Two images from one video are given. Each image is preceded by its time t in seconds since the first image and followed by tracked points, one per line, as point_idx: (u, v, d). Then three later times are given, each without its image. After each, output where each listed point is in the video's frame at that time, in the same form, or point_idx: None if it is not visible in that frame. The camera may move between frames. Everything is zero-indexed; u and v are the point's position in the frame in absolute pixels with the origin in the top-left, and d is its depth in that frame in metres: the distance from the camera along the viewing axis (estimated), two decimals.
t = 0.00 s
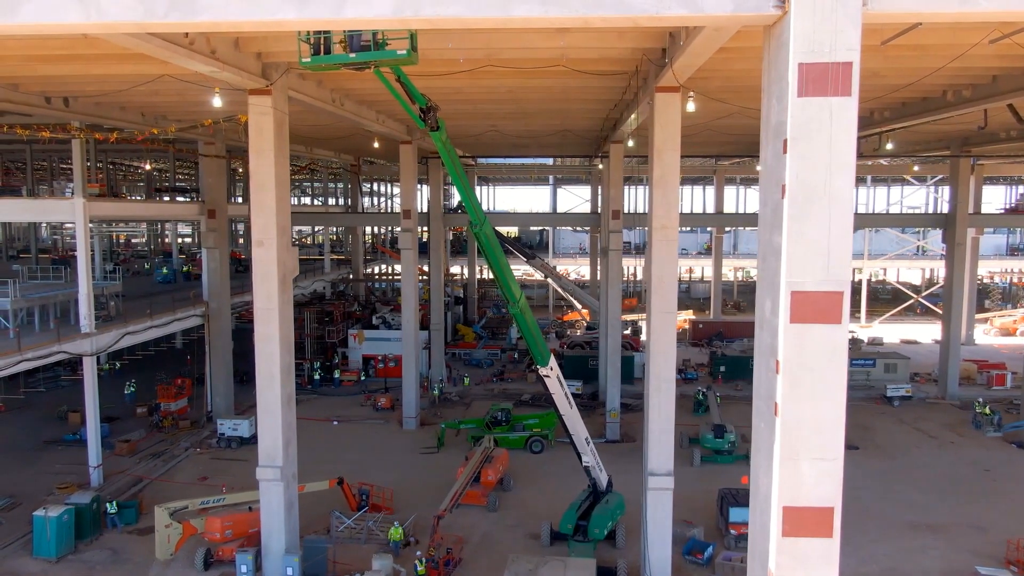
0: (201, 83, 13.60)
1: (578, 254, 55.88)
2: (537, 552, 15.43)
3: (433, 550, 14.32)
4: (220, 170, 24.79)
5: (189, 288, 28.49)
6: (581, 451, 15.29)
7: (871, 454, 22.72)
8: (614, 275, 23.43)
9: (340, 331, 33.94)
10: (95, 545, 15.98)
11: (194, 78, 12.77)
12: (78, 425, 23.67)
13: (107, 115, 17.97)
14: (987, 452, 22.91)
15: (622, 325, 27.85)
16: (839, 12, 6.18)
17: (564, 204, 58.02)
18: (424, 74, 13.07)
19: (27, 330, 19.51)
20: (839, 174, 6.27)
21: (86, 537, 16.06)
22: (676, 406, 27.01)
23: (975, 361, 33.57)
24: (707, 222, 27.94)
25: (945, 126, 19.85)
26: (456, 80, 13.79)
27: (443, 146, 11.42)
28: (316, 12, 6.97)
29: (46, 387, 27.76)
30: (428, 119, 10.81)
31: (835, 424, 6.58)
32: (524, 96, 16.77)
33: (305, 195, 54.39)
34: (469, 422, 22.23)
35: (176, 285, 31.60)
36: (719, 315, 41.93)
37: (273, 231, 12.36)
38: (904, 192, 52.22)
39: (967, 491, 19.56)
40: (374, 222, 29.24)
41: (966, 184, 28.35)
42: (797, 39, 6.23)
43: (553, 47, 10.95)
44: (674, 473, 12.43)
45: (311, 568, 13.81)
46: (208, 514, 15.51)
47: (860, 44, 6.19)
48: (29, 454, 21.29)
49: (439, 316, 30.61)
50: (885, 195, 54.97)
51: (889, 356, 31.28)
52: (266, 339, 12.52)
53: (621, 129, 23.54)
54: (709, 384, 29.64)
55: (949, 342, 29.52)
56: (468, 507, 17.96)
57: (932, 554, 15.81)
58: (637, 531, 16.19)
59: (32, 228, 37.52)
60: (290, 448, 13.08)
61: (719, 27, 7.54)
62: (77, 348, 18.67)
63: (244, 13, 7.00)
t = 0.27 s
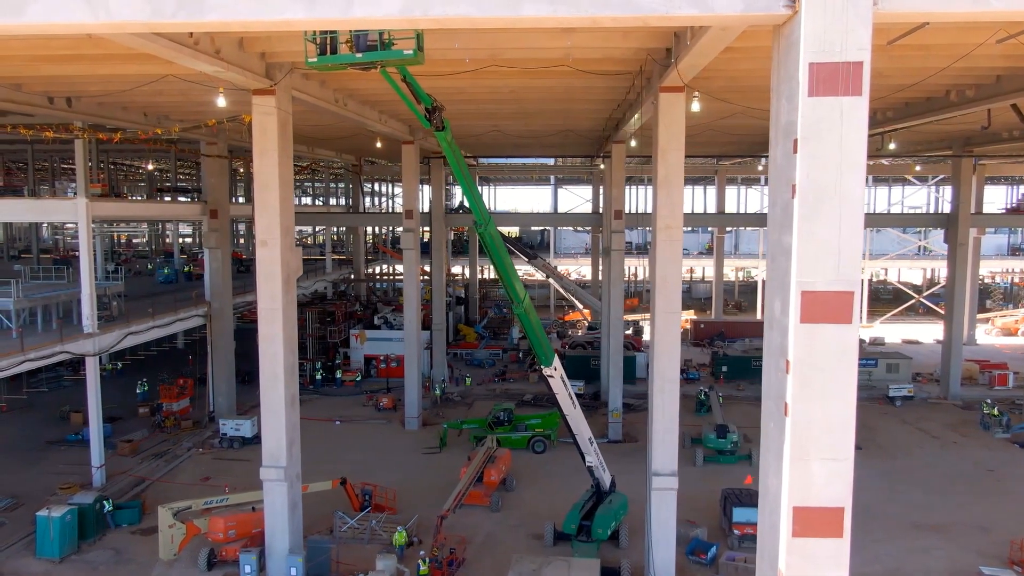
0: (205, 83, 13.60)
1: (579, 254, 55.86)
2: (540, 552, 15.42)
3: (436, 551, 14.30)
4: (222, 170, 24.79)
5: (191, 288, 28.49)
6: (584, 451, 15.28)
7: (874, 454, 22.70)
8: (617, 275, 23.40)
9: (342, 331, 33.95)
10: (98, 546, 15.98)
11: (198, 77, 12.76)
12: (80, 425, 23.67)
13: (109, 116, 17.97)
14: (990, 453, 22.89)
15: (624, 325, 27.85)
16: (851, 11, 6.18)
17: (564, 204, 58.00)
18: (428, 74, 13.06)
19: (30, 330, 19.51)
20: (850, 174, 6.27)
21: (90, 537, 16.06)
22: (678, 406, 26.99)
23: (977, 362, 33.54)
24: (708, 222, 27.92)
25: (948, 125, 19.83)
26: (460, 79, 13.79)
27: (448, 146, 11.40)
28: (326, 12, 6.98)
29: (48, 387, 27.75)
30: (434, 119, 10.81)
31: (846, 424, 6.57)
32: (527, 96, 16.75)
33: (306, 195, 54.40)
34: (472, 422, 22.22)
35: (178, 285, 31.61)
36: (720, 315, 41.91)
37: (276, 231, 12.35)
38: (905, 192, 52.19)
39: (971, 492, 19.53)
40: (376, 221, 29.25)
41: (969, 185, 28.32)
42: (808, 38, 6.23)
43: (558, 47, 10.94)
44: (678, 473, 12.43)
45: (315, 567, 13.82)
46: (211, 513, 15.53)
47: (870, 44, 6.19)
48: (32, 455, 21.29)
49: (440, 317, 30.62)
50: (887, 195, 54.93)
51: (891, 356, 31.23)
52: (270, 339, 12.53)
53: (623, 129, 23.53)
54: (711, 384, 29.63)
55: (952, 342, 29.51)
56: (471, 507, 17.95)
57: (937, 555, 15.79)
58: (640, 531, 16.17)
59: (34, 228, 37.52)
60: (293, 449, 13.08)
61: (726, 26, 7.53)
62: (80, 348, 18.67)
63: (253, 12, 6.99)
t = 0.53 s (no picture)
0: (212, 82, 13.61)
1: (581, 254, 55.86)
2: (546, 551, 15.41)
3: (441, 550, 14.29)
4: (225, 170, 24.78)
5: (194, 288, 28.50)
6: (589, 451, 15.28)
7: (878, 454, 22.68)
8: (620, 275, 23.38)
9: (345, 330, 33.97)
10: (103, 546, 15.97)
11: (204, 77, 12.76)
12: (84, 425, 23.67)
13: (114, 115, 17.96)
14: (994, 452, 22.87)
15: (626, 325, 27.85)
16: (868, 10, 6.18)
17: (566, 204, 57.99)
18: (435, 74, 13.05)
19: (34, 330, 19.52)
20: (866, 173, 6.28)
21: (95, 536, 16.06)
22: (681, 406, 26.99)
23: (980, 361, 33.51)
24: (711, 222, 27.92)
25: (952, 125, 19.82)
26: (466, 79, 13.79)
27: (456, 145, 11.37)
28: (341, 11, 6.99)
29: (51, 387, 27.76)
30: (442, 119, 10.82)
31: (861, 423, 6.57)
32: (531, 96, 16.75)
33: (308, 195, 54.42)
34: (475, 422, 22.21)
35: (181, 285, 31.63)
36: (722, 315, 41.91)
37: (283, 231, 12.35)
38: (907, 192, 52.19)
39: (975, 492, 19.52)
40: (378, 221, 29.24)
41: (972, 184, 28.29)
42: (824, 37, 6.23)
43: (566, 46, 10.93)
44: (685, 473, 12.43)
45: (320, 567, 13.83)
46: (216, 514, 15.51)
47: (887, 43, 6.19)
48: (36, 455, 21.29)
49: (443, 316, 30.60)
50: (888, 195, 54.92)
51: (894, 356, 31.19)
52: (276, 339, 12.53)
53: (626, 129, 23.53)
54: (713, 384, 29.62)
55: (955, 342, 29.49)
56: (475, 507, 17.94)
57: (942, 555, 15.78)
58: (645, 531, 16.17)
59: (36, 228, 37.54)
60: (299, 448, 13.08)
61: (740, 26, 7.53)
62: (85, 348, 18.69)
63: (267, 11, 6.99)
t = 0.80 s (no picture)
0: (221, 82, 13.61)
1: (583, 254, 55.86)
2: (553, 551, 15.41)
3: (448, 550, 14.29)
4: (230, 170, 24.78)
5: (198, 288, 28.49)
6: (597, 451, 15.28)
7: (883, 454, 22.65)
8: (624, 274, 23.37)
9: (348, 330, 33.97)
10: (110, 546, 15.97)
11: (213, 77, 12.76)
12: (89, 425, 23.68)
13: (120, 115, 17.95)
14: (1000, 452, 22.84)
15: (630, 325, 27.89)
16: (891, 10, 6.20)
17: (567, 204, 57.99)
18: (444, 74, 13.04)
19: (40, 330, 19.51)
20: (889, 173, 6.29)
21: (102, 536, 16.07)
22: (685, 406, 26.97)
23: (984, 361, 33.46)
24: (715, 222, 27.90)
25: (958, 125, 19.79)
26: (474, 79, 13.79)
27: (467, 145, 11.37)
28: (361, 10, 7.00)
29: (55, 387, 27.75)
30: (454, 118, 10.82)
31: (883, 423, 6.57)
32: (538, 96, 16.75)
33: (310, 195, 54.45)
34: (481, 421, 22.21)
35: (185, 285, 31.64)
36: (725, 315, 41.91)
37: (292, 231, 12.35)
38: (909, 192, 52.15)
39: (981, 492, 19.51)
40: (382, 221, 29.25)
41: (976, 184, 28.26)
42: (847, 37, 6.25)
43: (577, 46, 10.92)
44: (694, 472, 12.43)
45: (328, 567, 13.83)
46: (224, 513, 15.53)
47: (911, 42, 6.20)
48: (42, 455, 21.30)
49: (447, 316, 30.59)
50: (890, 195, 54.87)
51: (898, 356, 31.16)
52: (285, 339, 12.53)
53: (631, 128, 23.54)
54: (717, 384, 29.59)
55: (959, 342, 29.46)
56: (482, 507, 17.95)
57: (949, 555, 15.77)
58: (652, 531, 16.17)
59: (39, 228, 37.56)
60: (308, 448, 13.09)
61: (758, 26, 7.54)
62: (91, 348, 18.68)
63: (287, 11, 6.99)
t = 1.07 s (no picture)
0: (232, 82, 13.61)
1: (586, 254, 55.83)
2: (562, 551, 15.40)
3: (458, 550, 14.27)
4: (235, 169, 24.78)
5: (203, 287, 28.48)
6: (606, 451, 15.27)
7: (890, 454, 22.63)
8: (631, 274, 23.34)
9: (353, 330, 33.96)
10: (119, 545, 15.97)
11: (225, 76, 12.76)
12: (95, 425, 23.69)
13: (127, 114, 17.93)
14: (1007, 452, 22.81)
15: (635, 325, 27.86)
16: (921, 8, 6.21)
17: (570, 204, 57.94)
18: (455, 73, 13.03)
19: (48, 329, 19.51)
20: (919, 172, 6.30)
21: (111, 537, 16.06)
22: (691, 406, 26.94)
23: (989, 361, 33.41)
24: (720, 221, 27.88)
25: (966, 125, 19.76)
26: (485, 78, 13.77)
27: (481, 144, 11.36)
28: (387, 8, 6.99)
29: (60, 387, 27.75)
30: (469, 117, 10.83)
31: (912, 422, 6.56)
32: (546, 96, 16.75)
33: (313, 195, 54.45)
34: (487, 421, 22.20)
35: (190, 285, 31.64)
36: (729, 314, 41.88)
37: (302, 231, 12.33)
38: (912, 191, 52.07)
39: (989, 491, 19.48)
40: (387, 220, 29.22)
41: (982, 184, 28.22)
42: (878, 36, 6.26)
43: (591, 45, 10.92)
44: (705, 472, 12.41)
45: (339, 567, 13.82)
46: (233, 514, 15.48)
47: (941, 41, 6.21)
48: (49, 454, 21.31)
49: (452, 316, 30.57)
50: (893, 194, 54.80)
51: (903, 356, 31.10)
52: (296, 339, 12.53)
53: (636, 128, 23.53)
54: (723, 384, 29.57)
55: (964, 341, 29.40)
56: (489, 507, 17.94)
57: (960, 554, 15.74)
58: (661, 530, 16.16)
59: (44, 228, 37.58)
60: (318, 448, 13.08)
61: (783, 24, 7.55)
62: (99, 347, 18.69)
63: (313, 9, 6.98)
